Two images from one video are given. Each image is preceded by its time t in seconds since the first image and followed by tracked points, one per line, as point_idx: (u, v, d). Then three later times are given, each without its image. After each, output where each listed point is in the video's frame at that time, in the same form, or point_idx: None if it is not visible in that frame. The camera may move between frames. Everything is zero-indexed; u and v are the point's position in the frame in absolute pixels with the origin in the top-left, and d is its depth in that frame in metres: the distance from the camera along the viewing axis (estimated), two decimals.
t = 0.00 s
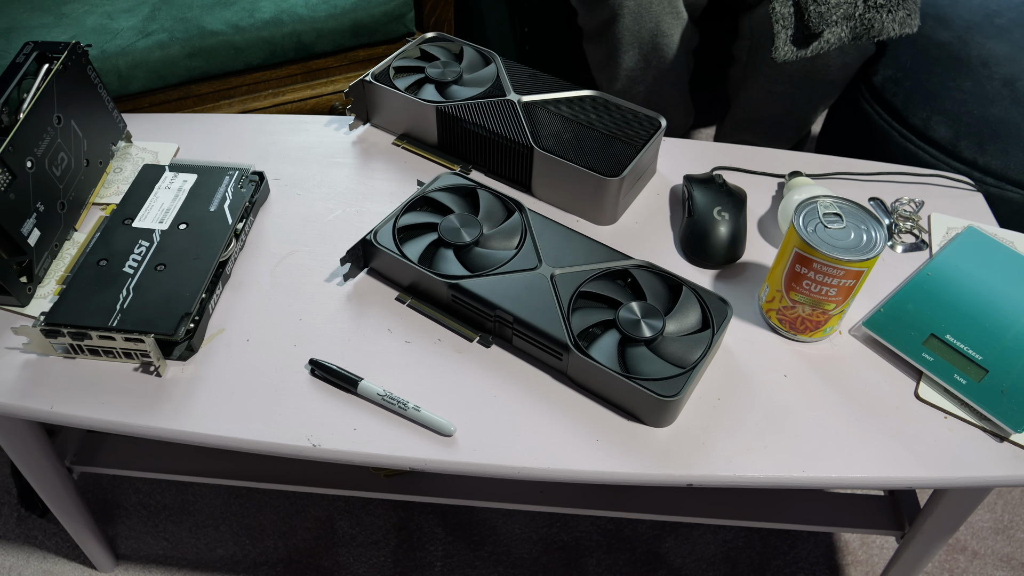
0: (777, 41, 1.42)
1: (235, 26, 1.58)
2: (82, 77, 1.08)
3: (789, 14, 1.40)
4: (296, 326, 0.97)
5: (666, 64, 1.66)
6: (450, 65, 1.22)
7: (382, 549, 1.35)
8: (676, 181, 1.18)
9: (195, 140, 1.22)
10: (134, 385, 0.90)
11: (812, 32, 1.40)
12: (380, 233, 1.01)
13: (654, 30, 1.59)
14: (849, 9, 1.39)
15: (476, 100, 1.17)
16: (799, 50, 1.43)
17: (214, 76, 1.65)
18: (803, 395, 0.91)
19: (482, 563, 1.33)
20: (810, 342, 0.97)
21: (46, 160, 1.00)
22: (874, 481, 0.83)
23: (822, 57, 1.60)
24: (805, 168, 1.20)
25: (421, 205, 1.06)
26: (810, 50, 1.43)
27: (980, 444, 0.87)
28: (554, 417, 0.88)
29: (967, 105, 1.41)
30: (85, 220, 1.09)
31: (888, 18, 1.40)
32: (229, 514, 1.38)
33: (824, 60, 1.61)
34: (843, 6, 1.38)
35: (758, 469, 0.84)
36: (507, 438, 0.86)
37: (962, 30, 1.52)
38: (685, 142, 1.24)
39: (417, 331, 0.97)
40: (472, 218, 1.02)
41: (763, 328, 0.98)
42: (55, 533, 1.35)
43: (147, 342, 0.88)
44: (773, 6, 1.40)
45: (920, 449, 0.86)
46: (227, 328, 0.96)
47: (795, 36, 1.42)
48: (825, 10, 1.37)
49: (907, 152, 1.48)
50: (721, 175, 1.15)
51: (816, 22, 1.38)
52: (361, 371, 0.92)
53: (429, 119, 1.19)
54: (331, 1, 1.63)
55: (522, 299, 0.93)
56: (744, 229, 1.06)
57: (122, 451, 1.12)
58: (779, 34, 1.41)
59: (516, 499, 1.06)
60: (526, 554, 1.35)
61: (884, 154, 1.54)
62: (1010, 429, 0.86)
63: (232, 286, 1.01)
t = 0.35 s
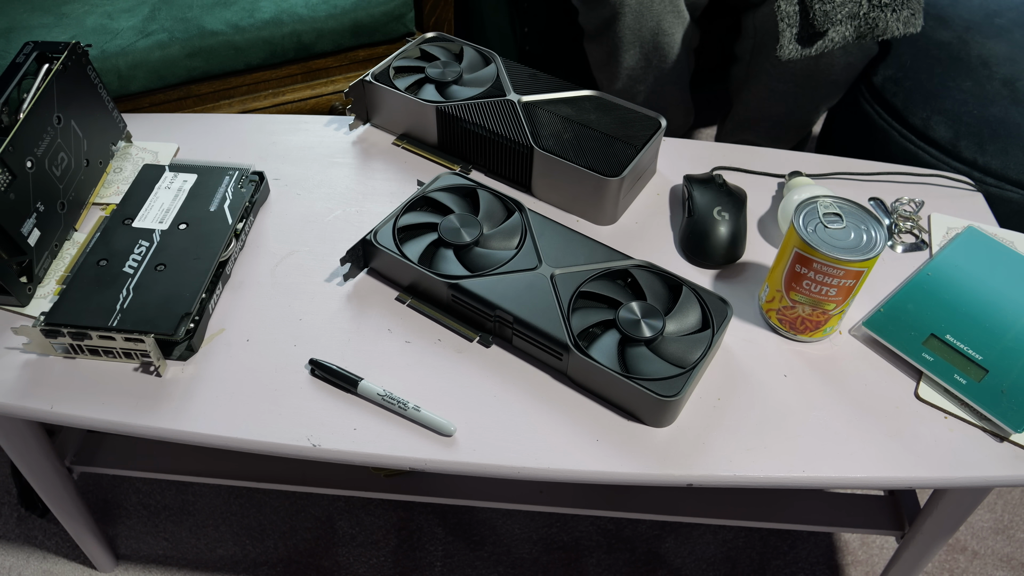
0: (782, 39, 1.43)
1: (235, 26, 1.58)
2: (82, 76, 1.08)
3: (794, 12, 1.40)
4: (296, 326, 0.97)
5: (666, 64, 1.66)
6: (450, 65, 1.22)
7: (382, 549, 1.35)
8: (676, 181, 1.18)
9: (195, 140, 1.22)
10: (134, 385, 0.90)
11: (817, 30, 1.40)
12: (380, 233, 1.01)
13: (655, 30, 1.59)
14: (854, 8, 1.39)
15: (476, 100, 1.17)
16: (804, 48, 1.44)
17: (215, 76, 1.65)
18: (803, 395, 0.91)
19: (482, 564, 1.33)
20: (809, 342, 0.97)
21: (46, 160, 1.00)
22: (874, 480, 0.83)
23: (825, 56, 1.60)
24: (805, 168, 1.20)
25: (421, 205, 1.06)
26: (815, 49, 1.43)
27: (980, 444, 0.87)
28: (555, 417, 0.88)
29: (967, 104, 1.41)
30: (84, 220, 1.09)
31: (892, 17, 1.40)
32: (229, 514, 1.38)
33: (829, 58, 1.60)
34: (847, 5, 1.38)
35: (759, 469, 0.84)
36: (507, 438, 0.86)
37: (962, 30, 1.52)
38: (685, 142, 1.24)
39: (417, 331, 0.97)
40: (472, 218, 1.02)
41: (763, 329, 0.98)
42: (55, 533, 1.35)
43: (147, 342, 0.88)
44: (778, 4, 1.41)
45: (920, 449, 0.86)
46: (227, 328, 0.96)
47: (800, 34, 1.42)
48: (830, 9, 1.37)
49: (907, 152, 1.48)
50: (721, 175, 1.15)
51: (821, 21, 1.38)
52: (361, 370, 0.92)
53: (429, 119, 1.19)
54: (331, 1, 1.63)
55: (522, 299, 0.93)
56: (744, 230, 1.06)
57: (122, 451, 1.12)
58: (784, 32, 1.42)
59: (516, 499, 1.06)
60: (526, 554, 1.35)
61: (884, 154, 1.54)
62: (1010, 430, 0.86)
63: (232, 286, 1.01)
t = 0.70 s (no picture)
0: (782, 40, 1.43)
1: (235, 26, 1.58)
2: (82, 77, 1.08)
3: (794, 14, 1.40)
4: (296, 326, 0.97)
5: (666, 63, 1.66)
6: (450, 65, 1.22)
7: (382, 549, 1.35)
8: (676, 181, 1.18)
9: (195, 140, 1.22)
10: (134, 385, 0.90)
11: (816, 32, 1.40)
12: (380, 233, 1.01)
13: (655, 30, 1.59)
14: (853, 10, 1.39)
15: (476, 100, 1.17)
16: (804, 49, 1.44)
17: (215, 76, 1.65)
18: (803, 395, 0.91)
19: (482, 564, 1.33)
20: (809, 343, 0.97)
21: (46, 160, 1.00)
22: (874, 480, 0.83)
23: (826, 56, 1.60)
24: (805, 168, 1.20)
25: (421, 205, 1.06)
26: (815, 49, 1.43)
27: (980, 444, 0.86)
28: (554, 417, 0.88)
29: (967, 105, 1.41)
30: (84, 220, 1.09)
31: (892, 18, 1.40)
32: (229, 514, 1.38)
33: (829, 60, 1.60)
34: (847, 6, 1.38)
35: (759, 469, 0.84)
36: (507, 438, 0.86)
37: (962, 30, 1.52)
38: (685, 142, 1.24)
39: (417, 331, 0.97)
40: (472, 218, 1.02)
41: (763, 329, 0.98)
42: (55, 533, 1.35)
43: (147, 342, 0.88)
44: (778, 5, 1.41)
45: (921, 449, 0.86)
46: (227, 328, 0.96)
47: (800, 35, 1.42)
48: (830, 10, 1.37)
49: (907, 152, 1.48)
50: (721, 175, 1.15)
51: (821, 23, 1.38)
52: (361, 370, 0.92)
53: (429, 119, 1.19)
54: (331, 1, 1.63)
55: (522, 299, 0.93)
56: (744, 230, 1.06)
57: (122, 451, 1.12)
58: (783, 34, 1.42)
59: (516, 499, 1.06)
60: (526, 554, 1.35)
61: (884, 154, 1.54)
62: (1010, 430, 0.86)
63: (232, 286, 1.01)
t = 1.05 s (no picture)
0: (782, 40, 1.43)
1: (235, 26, 1.58)
2: (82, 77, 1.08)
3: (794, 13, 1.40)
4: (296, 326, 0.97)
5: (666, 62, 1.66)
6: (450, 65, 1.22)
7: (382, 549, 1.35)
8: (675, 181, 1.18)
9: (195, 140, 1.22)
10: (134, 384, 0.90)
11: (816, 32, 1.40)
12: (380, 233, 1.01)
13: (655, 30, 1.59)
14: (853, 9, 1.39)
15: (476, 100, 1.17)
16: (804, 49, 1.44)
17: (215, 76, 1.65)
18: (803, 395, 0.91)
19: (482, 563, 1.33)
20: (809, 343, 0.97)
21: (46, 160, 1.00)
22: (874, 480, 0.83)
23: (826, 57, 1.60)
24: (805, 168, 1.20)
25: (421, 205, 1.06)
26: (815, 49, 1.43)
27: (980, 444, 0.86)
28: (554, 417, 0.88)
29: (967, 105, 1.41)
30: (84, 220, 1.09)
31: (892, 18, 1.40)
32: (229, 514, 1.38)
33: (829, 60, 1.60)
34: (847, 6, 1.38)
35: (759, 469, 0.84)
36: (508, 438, 0.86)
37: (962, 30, 1.52)
38: (685, 142, 1.24)
39: (417, 331, 0.97)
40: (472, 218, 1.02)
41: (763, 328, 0.98)
42: (55, 533, 1.35)
43: (147, 342, 0.88)
44: (778, 5, 1.41)
45: (921, 449, 0.86)
46: (227, 328, 0.96)
47: (800, 35, 1.42)
48: (830, 11, 1.37)
49: (907, 152, 1.48)
50: (721, 175, 1.15)
51: (821, 23, 1.38)
52: (361, 370, 0.92)
53: (429, 119, 1.19)
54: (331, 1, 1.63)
55: (522, 299, 0.93)
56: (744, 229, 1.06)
57: (122, 451, 1.12)
58: (784, 34, 1.42)
59: (516, 498, 1.06)
60: (526, 554, 1.34)
61: (885, 154, 1.54)
62: (1010, 430, 0.86)
63: (232, 286, 1.01)
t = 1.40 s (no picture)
0: (783, 40, 1.43)
1: (235, 26, 1.58)
2: (82, 77, 1.08)
3: (796, 13, 1.40)
4: (296, 326, 0.97)
5: (666, 62, 1.66)
6: (450, 65, 1.22)
7: (382, 549, 1.35)
8: (675, 181, 1.18)
9: (195, 141, 1.22)
10: (134, 384, 0.90)
11: (817, 32, 1.40)
12: (380, 233, 1.01)
13: (654, 31, 1.60)
14: (854, 10, 1.39)
15: (476, 100, 1.17)
16: (804, 49, 1.44)
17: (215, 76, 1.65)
18: (802, 395, 0.91)
19: (482, 564, 1.33)
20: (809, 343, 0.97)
21: (46, 160, 1.00)
22: (873, 480, 0.83)
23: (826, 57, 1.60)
24: (805, 168, 1.20)
25: (421, 205, 1.06)
26: (816, 49, 1.43)
27: (980, 444, 0.86)
28: (554, 417, 0.88)
29: (967, 105, 1.41)
30: (84, 220, 1.09)
31: (893, 18, 1.40)
32: (230, 514, 1.38)
33: (829, 60, 1.59)
34: (848, 6, 1.38)
35: (759, 469, 0.84)
36: (508, 438, 0.86)
37: (962, 30, 1.52)
38: (685, 142, 1.24)
39: (417, 331, 0.97)
40: (472, 218, 1.02)
41: (763, 328, 0.98)
42: (55, 533, 1.35)
43: (147, 342, 0.88)
44: (779, 5, 1.41)
45: (921, 449, 0.86)
46: (226, 328, 0.96)
47: (801, 35, 1.42)
48: (831, 11, 1.37)
49: (907, 152, 1.47)
50: (721, 175, 1.15)
51: (822, 23, 1.38)
52: (361, 371, 0.92)
53: (429, 119, 1.19)
54: (331, 1, 1.63)
55: (522, 299, 0.93)
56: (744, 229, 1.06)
57: (122, 451, 1.12)
58: (784, 34, 1.42)
59: (516, 499, 1.06)
60: (526, 554, 1.34)
61: (885, 154, 1.53)
62: (1010, 430, 0.86)
63: (232, 286, 1.01)
